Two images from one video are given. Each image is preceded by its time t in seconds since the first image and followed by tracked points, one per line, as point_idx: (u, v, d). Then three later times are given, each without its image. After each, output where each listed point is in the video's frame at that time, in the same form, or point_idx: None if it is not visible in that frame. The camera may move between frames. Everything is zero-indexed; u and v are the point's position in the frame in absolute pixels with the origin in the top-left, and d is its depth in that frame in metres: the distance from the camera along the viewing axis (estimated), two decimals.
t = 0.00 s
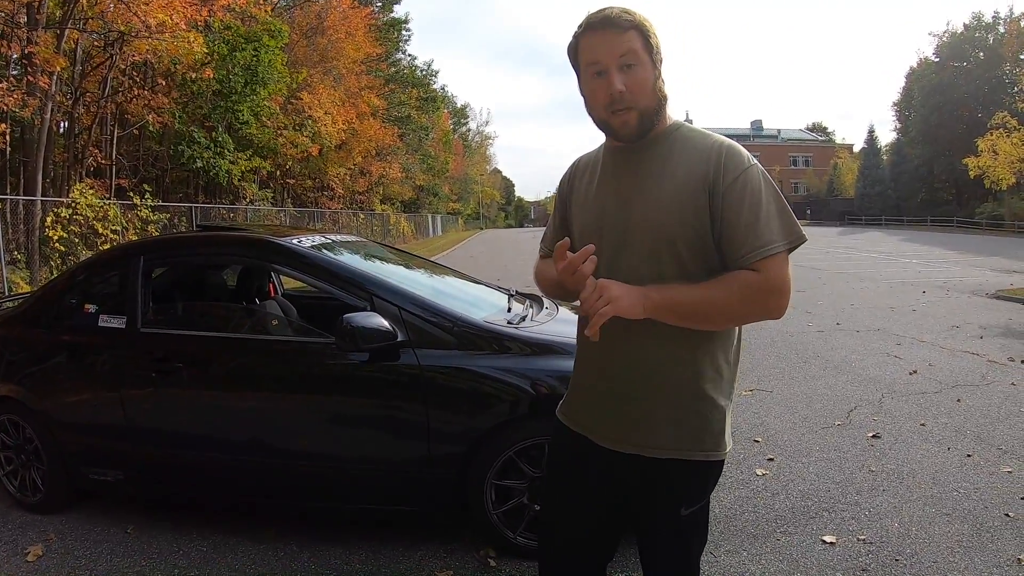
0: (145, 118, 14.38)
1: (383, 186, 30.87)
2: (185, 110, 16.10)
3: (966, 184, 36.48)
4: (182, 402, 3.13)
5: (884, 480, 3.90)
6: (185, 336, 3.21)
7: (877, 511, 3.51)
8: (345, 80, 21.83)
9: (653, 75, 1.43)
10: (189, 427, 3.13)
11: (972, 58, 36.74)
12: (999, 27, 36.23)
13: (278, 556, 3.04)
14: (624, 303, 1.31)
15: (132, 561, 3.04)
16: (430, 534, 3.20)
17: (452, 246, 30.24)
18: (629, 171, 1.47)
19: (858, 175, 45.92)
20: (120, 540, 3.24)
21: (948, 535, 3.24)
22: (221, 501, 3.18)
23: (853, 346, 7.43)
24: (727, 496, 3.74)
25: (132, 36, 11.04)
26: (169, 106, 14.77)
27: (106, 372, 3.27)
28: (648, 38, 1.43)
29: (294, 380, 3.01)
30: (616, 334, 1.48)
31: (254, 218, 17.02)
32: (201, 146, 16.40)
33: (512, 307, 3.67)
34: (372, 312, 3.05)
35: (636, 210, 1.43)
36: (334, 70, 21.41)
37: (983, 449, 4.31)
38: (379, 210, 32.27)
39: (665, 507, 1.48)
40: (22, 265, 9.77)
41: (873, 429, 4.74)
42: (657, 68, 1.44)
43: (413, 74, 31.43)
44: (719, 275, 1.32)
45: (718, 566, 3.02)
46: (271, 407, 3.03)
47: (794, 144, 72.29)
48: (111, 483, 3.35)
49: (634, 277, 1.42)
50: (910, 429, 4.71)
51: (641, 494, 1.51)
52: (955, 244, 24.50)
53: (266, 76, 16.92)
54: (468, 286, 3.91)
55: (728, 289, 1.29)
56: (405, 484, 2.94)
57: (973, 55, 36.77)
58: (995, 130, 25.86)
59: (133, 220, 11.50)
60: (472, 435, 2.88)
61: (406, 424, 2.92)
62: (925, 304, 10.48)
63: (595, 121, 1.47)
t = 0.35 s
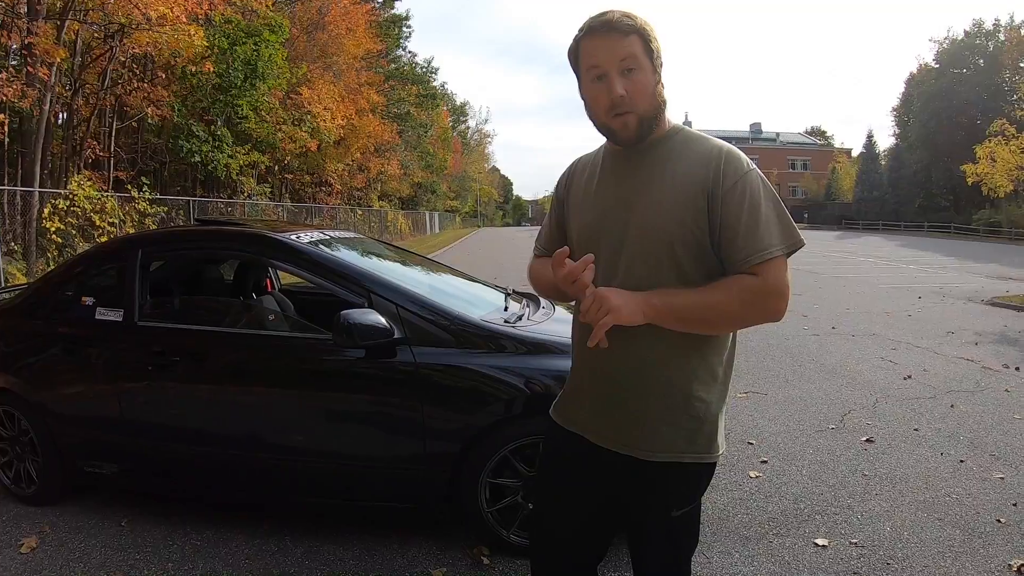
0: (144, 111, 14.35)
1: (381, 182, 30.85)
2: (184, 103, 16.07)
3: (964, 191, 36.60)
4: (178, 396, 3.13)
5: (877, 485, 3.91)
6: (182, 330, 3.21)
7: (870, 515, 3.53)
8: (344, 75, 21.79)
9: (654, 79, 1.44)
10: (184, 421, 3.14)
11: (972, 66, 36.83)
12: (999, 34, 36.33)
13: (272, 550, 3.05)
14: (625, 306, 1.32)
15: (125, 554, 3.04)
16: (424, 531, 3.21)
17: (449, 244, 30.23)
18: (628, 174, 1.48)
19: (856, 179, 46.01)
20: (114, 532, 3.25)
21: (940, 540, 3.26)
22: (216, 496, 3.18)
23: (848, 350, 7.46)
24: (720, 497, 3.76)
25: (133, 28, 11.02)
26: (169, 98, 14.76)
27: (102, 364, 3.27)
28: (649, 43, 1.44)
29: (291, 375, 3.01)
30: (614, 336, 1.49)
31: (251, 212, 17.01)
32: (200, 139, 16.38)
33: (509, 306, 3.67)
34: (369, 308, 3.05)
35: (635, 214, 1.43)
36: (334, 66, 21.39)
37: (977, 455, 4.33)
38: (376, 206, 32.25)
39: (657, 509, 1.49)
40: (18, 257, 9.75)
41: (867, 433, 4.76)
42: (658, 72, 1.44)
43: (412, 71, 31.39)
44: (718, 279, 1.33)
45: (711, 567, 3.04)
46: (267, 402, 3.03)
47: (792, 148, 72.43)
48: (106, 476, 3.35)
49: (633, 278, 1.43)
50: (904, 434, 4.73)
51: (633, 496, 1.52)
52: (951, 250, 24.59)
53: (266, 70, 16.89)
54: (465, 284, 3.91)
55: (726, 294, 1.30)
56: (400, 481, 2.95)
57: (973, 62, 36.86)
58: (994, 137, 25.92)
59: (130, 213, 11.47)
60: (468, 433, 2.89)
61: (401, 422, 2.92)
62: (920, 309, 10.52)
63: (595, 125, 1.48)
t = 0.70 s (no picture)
0: (142, 105, 14.33)
1: (378, 179, 30.81)
2: (182, 98, 16.05)
3: (961, 196, 36.69)
4: (173, 390, 3.14)
5: (869, 487, 3.93)
6: (177, 324, 3.22)
7: (862, 516, 3.55)
8: (343, 72, 21.76)
9: (651, 80, 1.45)
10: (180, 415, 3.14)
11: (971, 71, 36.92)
12: (998, 40, 36.44)
13: (264, 545, 3.06)
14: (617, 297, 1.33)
15: (119, 548, 3.04)
16: (417, 527, 3.23)
17: (447, 242, 30.22)
18: (623, 171, 1.49)
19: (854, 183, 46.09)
20: (108, 525, 3.25)
21: (931, 542, 3.28)
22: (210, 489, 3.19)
23: (842, 353, 7.49)
24: (712, 497, 3.78)
25: (132, 23, 11.00)
26: (167, 93, 14.74)
27: (98, 357, 3.27)
28: (646, 44, 1.45)
29: (286, 370, 3.02)
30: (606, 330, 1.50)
31: (248, 208, 16.99)
32: (198, 134, 16.36)
33: (504, 304, 3.68)
34: (364, 304, 3.06)
35: (630, 212, 1.45)
36: (333, 62, 21.35)
37: (970, 459, 4.35)
38: (373, 204, 32.22)
39: (646, 505, 1.51)
40: (14, 249, 9.73)
41: (859, 436, 4.79)
42: (654, 74, 1.46)
43: (411, 69, 31.34)
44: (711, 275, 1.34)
45: (702, 566, 3.06)
46: (262, 397, 3.04)
47: (790, 151, 72.50)
48: (100, 469, 3.35)
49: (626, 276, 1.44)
50: (897, 437, 4.75)
51: (624, 494, 1.53)
52: (947, 255, 24.64)
53: (265, 66, 16.87)
54: (460, 281, 3.92)
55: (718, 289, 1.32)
56: (394, 477, 2.96)
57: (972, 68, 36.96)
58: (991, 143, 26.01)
59: (128, 207, 11.45)
60: (462, 431, 2.90)
61: (395, 418, 2.93)
62: (916, 314, 10.55)
63: (591, 124, 1.49)
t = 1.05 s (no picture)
0: (141, 100, 14.31)
1: (377, 177, 30.79)
2: (181, 93, 16.03)
3: (958, 201, 36.77)
4: (169, 385, 3.15)
5: (862, 489, 3.96)
6: (174, 319, 3.23)
7: (854, 518, 3.57)
8: (342, 70, 21.75)
9: (647, 82, 1.46)
10: (175, 410, 3.15)
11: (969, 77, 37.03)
12: (997, 46, 36.54)
13: (258, 540, 3.07)
14: (609, 311, 1.34)
15: (113, 542, 3.05)
16: (411, 524, 3.24)
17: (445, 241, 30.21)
18: (619, 174, 1.50)
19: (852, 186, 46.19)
20: (102, 519, 3.26)
21: (922, 545, 3.30)
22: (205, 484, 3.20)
23: (837, 355, 7.51)
24: (705, 497, 3.80)
25: (131, 17, 10.99)
26: (166, 88, 14.73)
27: (94, 352, 3.28)
28: (642, 47, 1.45)
29: (282, 366, 3.03)
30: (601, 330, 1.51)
31: (246, 204, 16.97)
32: (196, 130, 16.34)
33: (500, 303, 3.69)
34: (360, 302, 3.07)
35: (625, 212, 1.46)
36: (332, 60, 21.34)
37: (962, 462, 4.38)
38: (371, 201, 32.20)
39: (638, 503, 1.52)
40: (11, 243, 9.71)
41: (853, 438, 4.82)
42: (650, 76, 1.47)
43: (411, 67, 31.32)
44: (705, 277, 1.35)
45: (694, 565, 3.08)
46: (258, 393, 3.05)
47: (789, 154, 72.59)
48: (96, 463, 3.36)
49: (622, 276, 1.45)
50: (890, 440, 4.78)
51: (618, 492, 1.55)
52: (944, 260, 24.71)
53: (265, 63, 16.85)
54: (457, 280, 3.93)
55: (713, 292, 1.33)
56: (389, 474, 2.97)
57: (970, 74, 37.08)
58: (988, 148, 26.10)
59: (126, 202, 11.43)
60: (456, 428, 2.92)
61: (391, 415, 2.95)
62: (912, 318, 10.58)
63: (586, 126, 1.51)
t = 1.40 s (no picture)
0: (140, 96, 14.29)
1: (375, 176, 30.78)
2: (180, 89, 16.01)
3: (955, 206, 36.85)
4: (166, 381, 3.14)
5: (857, 492, 3.97)
6: (171, 315, 3.22)
7: (849, 521, 3.58)
8: (341, 68, 21.72)
9: (650, 86, 1.46)
10: (172, 406, 3.14)
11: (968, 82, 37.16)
12: (996, 51, 36.63)
13: (253, 537, 3.06)
14: (611, 316, 1.35)
15: (109, 537, 3.05)
16: (406, 522, 3.24)
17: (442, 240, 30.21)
18: (620, 176, 1.50)
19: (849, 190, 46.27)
20: (98, 515, 3.26)
21: (917, 547, 3.31)
22: (200, 480, 3.20)
23: (833, 358, 7.53)
24: (700, 498, 3.81)
25: (131, 13, 11.00)
26: (165, 84, 14.70)
27: (91, 347, 3.27)
28: (647, 52, 1.46)
29: (279, 363, 3.03)
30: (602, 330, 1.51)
31: (244, 202, 16.96)
32: (195, 127, 16.33)
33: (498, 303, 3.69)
34: (358, 300, 3.07)
35: (626, 213, 1.46)
36: (331, 58, 21.35)
37: (957, 466, 4.40)
38: (369, 200, 32.18)
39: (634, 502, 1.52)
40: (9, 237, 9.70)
41: (848, 441, 4.83)
42: (653, 80, 1.47)
43: (410, 65, 31.31)
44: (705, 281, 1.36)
45: (689, 566, 3.09)
46: (254, 390, 3.05)
47: (787, 157, 72.69)
48: (92, 459, 3.35)
49: (622, 279, 1.46)
50: (886, 443, 4.80)
51: (615, 491, 1.55)
52: (941, 264, 24.77)
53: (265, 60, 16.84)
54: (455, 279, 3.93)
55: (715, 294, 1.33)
56: (385, 472, 2.97)
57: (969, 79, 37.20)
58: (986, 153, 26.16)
59: (124, 198, 11.42)
60: (452, 427, 2.92)
61: (387, 413, 2.95)
62: (908, 321, 10.61)
63: (588, 127, 1.50)
